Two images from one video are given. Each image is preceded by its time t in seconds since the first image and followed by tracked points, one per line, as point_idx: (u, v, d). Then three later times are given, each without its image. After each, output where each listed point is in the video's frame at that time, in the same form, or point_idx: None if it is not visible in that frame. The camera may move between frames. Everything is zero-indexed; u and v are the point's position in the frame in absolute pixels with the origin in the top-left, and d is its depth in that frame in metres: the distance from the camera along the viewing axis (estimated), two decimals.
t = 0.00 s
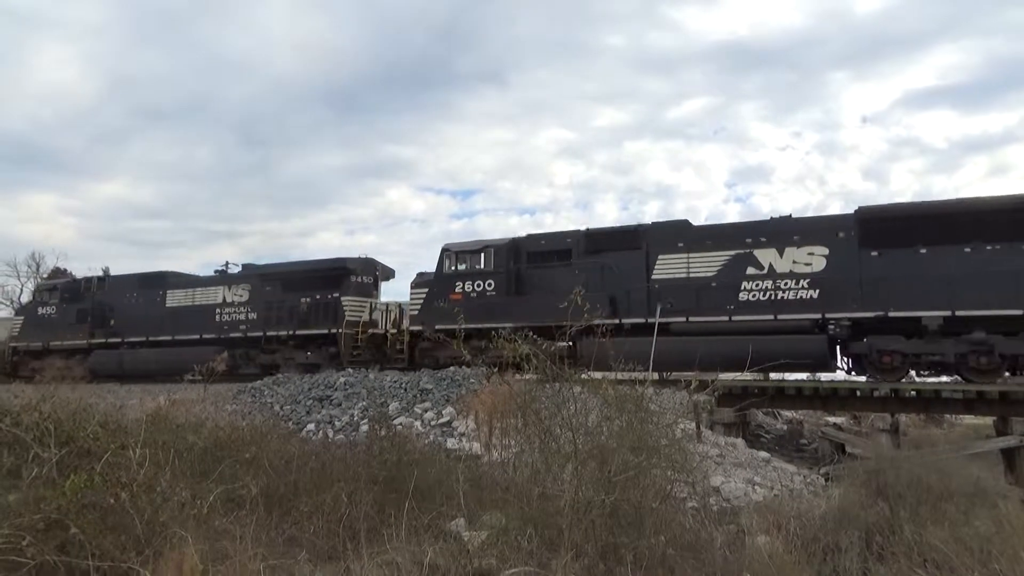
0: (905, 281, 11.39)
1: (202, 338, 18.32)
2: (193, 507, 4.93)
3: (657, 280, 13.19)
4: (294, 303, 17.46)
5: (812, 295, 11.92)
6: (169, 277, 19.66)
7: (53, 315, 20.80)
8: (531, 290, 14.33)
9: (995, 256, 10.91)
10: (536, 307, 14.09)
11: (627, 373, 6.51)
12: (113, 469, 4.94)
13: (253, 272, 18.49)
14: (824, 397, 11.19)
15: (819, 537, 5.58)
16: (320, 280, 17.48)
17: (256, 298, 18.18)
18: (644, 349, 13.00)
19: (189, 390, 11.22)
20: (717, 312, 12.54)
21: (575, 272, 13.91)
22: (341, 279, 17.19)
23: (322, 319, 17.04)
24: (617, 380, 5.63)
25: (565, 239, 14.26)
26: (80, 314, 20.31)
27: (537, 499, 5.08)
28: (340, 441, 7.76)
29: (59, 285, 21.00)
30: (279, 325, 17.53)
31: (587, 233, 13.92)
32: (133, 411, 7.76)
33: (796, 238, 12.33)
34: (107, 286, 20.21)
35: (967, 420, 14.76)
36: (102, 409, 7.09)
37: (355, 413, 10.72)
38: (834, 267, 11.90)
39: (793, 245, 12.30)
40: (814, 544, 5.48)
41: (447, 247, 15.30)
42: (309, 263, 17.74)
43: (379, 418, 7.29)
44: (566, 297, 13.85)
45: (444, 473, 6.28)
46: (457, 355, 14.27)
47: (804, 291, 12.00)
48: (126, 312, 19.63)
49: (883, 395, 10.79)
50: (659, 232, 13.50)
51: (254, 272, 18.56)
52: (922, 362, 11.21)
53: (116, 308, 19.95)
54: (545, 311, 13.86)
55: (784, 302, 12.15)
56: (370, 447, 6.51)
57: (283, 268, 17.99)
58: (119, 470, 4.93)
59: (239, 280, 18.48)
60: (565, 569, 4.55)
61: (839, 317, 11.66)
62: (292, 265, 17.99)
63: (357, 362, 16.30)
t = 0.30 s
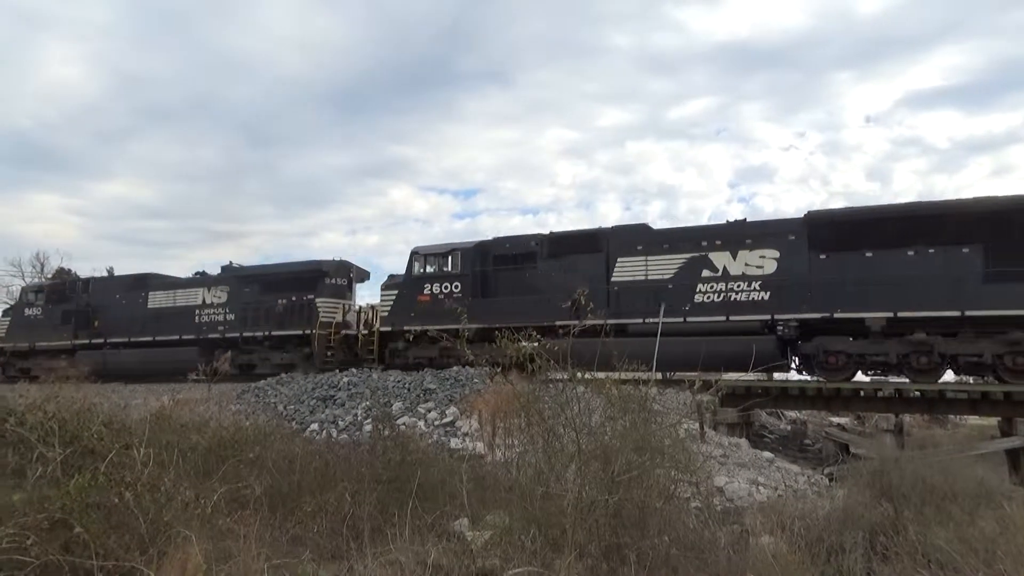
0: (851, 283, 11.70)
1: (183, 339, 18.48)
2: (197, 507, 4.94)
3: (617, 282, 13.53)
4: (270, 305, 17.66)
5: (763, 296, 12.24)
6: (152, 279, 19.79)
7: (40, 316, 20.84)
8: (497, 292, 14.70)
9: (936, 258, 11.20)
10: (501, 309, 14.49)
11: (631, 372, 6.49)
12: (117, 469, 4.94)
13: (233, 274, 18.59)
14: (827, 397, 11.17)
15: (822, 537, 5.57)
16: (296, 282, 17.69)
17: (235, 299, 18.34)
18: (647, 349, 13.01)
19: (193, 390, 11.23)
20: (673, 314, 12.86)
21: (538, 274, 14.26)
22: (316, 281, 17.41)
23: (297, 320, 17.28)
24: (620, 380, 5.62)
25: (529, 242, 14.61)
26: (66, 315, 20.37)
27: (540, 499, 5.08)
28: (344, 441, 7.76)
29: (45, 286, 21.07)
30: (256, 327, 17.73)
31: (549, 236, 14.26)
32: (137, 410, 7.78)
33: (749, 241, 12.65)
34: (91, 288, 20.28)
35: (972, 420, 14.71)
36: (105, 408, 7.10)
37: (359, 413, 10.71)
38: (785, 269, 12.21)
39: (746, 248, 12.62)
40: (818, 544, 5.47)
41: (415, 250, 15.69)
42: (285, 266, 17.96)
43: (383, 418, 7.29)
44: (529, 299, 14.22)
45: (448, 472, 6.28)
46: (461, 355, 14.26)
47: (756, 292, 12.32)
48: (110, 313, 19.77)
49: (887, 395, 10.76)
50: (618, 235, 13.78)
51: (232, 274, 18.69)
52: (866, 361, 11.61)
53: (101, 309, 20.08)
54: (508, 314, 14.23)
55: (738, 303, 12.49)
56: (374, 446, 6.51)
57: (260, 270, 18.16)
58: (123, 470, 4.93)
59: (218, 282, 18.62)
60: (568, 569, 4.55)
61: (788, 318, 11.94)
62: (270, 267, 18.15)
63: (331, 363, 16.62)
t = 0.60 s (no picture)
0: (803, 283, 12.10)
1: (169, 340, 19.01)
2: (206, 506, 4.96)
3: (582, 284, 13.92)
4: (251, 307, 18.16)
5: (721, 298, 12.65)
6: (141, 281, 20.42)
7: (31, 318, 21.43)
8: (469, 294, 15.07)
9: (885, 258, 11.55)
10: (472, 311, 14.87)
11: (638, 372, 6.49)
12: (126, 469, 4.96)
13: (215, 275, 19.16)
14: (836, 397, 11.12)
15: (831, 538, 5.54)
16: (275, 284, 18.20)
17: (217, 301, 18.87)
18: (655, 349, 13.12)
19: (201, 391, 11.26)
20: (635, 314, 13.25)
21: (508, 277, 14.66)
22: (295, 283, 17.90)
23: (276, 321, 17.74)
24: (628, 380, 5.62)
25: (499, 244, 15.00)
26: (57, 317, 20.93)
27: (548, 499, 5.09)
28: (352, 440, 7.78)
29: (36, 289, 21.67)
30: (237, 328, 18.22)
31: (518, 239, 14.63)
32: (146, 410, 7.82)
33: (709, 244, 12.99)
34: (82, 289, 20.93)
35: (983, 420, 14.63)
36: (114, 408, 7.15)
37: (366, 413, 10.73)
38: (742, 270, 12.57)
39: (706, 250, 12.98)
40: (827, 544, 5.46)
41: (390, 253, 16.08)
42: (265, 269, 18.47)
43: (390, 418, 7.31)
44: (497, 301, 14.65)
45: (455, 472, 6.29)
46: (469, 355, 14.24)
47: (714, 294, 12.73)
48: (99, 314, 20.35)
49: (896, 395, 10.71)
50: (583, 238, 14.17)
51: (215, 277, 19.25)
52: (819, 360, 11.93)
53: (91, 311, 20.61)
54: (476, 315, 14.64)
55: (697, 304, 12.88)
56: (381, 446, 6.54)
57: (241, 272, 18.70)
58: (132, 470, 4.96)
59: (201, 285, 19.17)
60: (577, 569, 4.56)
61: (743, 318, 12.32)
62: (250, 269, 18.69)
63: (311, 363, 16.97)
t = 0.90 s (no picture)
0: (767, 286, 13.21)
1: (157, 341, 20.30)
2: (216, 507, 4.98)
3: (549, 288, 15.22)
4: (236, 311, 19.44)
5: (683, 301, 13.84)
6: (130, 286, 21.67)
7: (26, 321, 22.77)
8: (440, 296, 16.58)
9: (840, 262, 12.69)
10: (441, 312, 16.33)
11: (646, 373, 6.49)
12: (137, 470, 4.99)
13: (200, 280, 20.47)
14: (846, 399, 11.09)
15: (841, 539, 5.52)
16: (258, 288, 19.51)
17: (203, 305, 20.16)
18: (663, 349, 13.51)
19: (211, 392, 11.33)
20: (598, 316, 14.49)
21: (479, 280, 16.07)
22: (278, 287, 19.24)
23: (260, 324, 19.04)
24: (636, 382, 5.63)
25: (470, 251, 16.41)
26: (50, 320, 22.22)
27: (557, 501, 5.08)
28: (361, 442, 7.83)
29: (31, 293, 22.98)
30: (223, 330, 19.52)
31: (488, 245, 16.05)
32: (157, 412, 7.89)
33: (671, 249, 14.16)
34: (74, 294, 22.24)
35: (995, 421, 14.53)
36: (125, 409, 7.22)
37: (375, 414, 10.77)
38: (705, 275, 13.74)
39: (670, 255, 14.14)
40: (837, 546, 5.43)
41: (370, 259, 17.60)
42: (249, 273, 19.82)
43: (399, 419, 7.35)
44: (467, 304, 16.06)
45: (464, 473, 6.31)
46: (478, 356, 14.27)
47: (676, 297, 13.93)
48: (91, 317, 21.64)
49: (907, 396, 10.65)
50: (551, 243, 15.43)
51: (201, 281, 20.53)
52: (774, 361, 13.08)
53: (82, 314, 21.85)
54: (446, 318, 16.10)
55: (658, 306, 14.08)
56: (390, 447, 6.57)
57: (227, 277, 20.02)
58: (143, 471, 4.99)
59: (189, 289, 20.46)
60: (585, 571, 4.55)
61: (703, 321, 13.49)
62: (235, 274, 20.02)
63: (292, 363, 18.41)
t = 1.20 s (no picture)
0: (727, 288, 13.41)
1: (148, 344, 20.67)
2: (227, 508, 5.00)
3: (522, 291, 15.48)
4: (223, 313, 19.72)
5: (648, 302, 14.08)
6: (121, 289, 22.03)
7: (23, 324, 23.27)
8: (418, 298, 16.79)
9: (796, 265, 12.93)
10: (419, 315, 16.56)
11: (656, 373, 6.48)
12: (150, 471, 5.02)
13: (189, 282, 20.76)
14: (857, 399, 11.04)
15: (852, 540, 5.50)
16: (244, 291, 19.80)
17: (192, 307, 20.46)
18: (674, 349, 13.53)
19: (223, 393, 11.40)
20: (569, 318, 14.70)
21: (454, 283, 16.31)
22: (264, 290, 19.54)
23: (246, 327, 19.34)
24: (646, 381, 5.63)
25: (447, 254, 16.63)
26: (46, 323, 22.68)
27: (567, 501, 5.08)
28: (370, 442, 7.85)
29: (28, 297, 23.45)
30: (211, 332, 19.82)
31: (464, 248, 16.26)
32: (168, 413, 7.92)
33: (637, 252, 14.41)
34: (68, 297, 22.65)
35: (1009, 421, 14.42)
36: (137, 410, 7.27)
37: (385, 414, 10.80)
38: (668, 278, 13.98)
39: (635, 258, 14.40)
40: (849, 547, 5.42)
41: (349, 262, 17.83)
42: (235, 276, 20.10)
43: (408, 420, 7.36)
44: (442, 307, 16.29)
45: (474, 473, 6.31)
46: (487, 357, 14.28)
47: (642, 299, 14.17)
48: (85, 320, 22.07)
49: (919, 396, 10.59)
50: (522, 247, 15.75)
51: (191, 284, 20.82)
52: (735, 361, 13.23)
53: (77, 317, 22.32)
54: (423, 320, 16.36)
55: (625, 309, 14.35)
56: (400, 448, 6.58)
57: (213, 280, 20.31)
58: (155, 471, 5.02)
59: (179, 292, 20.77)
60: (595, 571, 4.55)
61: (665, 322, 13.69)
62: (222, 276, 20.31)
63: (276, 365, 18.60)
